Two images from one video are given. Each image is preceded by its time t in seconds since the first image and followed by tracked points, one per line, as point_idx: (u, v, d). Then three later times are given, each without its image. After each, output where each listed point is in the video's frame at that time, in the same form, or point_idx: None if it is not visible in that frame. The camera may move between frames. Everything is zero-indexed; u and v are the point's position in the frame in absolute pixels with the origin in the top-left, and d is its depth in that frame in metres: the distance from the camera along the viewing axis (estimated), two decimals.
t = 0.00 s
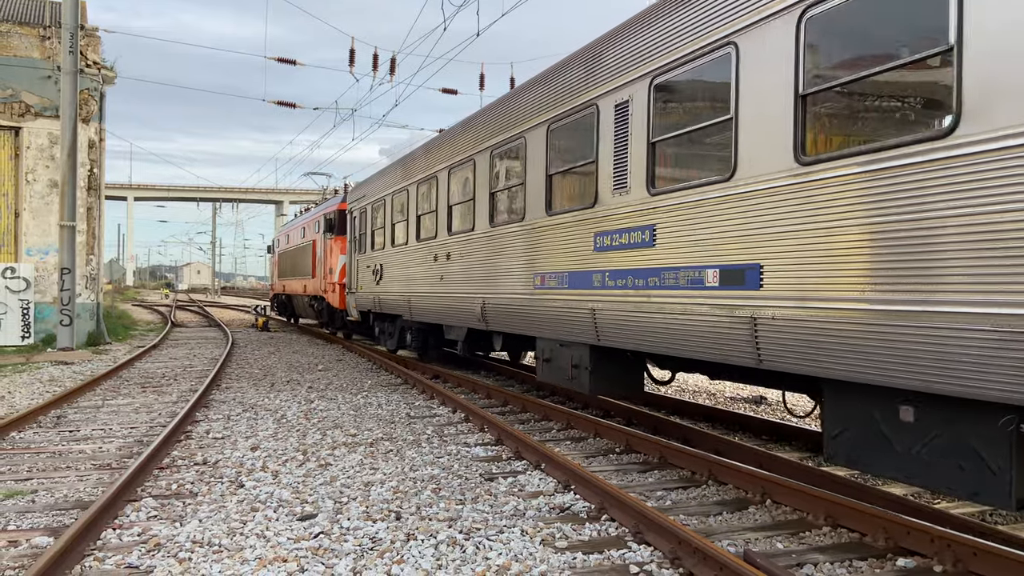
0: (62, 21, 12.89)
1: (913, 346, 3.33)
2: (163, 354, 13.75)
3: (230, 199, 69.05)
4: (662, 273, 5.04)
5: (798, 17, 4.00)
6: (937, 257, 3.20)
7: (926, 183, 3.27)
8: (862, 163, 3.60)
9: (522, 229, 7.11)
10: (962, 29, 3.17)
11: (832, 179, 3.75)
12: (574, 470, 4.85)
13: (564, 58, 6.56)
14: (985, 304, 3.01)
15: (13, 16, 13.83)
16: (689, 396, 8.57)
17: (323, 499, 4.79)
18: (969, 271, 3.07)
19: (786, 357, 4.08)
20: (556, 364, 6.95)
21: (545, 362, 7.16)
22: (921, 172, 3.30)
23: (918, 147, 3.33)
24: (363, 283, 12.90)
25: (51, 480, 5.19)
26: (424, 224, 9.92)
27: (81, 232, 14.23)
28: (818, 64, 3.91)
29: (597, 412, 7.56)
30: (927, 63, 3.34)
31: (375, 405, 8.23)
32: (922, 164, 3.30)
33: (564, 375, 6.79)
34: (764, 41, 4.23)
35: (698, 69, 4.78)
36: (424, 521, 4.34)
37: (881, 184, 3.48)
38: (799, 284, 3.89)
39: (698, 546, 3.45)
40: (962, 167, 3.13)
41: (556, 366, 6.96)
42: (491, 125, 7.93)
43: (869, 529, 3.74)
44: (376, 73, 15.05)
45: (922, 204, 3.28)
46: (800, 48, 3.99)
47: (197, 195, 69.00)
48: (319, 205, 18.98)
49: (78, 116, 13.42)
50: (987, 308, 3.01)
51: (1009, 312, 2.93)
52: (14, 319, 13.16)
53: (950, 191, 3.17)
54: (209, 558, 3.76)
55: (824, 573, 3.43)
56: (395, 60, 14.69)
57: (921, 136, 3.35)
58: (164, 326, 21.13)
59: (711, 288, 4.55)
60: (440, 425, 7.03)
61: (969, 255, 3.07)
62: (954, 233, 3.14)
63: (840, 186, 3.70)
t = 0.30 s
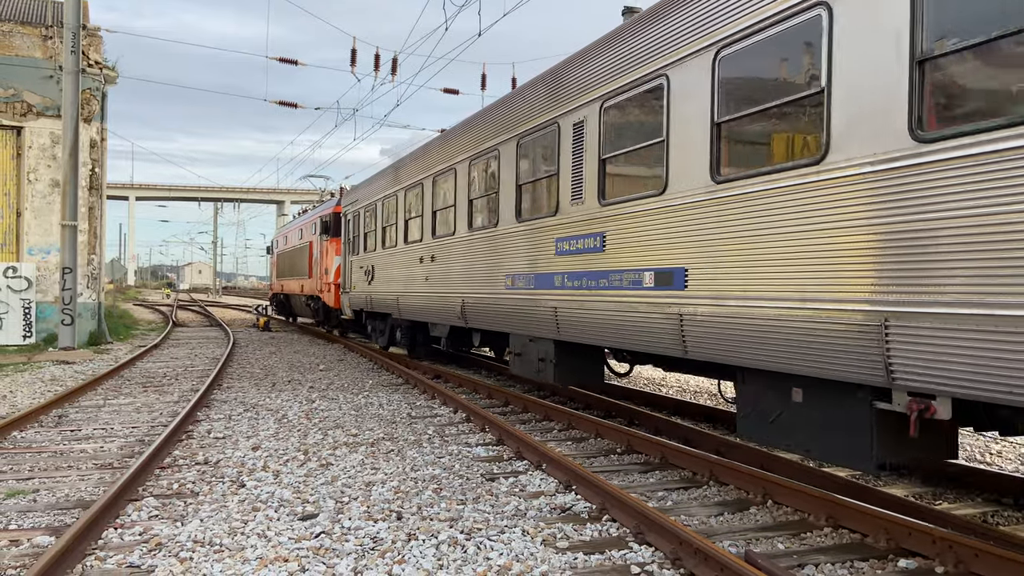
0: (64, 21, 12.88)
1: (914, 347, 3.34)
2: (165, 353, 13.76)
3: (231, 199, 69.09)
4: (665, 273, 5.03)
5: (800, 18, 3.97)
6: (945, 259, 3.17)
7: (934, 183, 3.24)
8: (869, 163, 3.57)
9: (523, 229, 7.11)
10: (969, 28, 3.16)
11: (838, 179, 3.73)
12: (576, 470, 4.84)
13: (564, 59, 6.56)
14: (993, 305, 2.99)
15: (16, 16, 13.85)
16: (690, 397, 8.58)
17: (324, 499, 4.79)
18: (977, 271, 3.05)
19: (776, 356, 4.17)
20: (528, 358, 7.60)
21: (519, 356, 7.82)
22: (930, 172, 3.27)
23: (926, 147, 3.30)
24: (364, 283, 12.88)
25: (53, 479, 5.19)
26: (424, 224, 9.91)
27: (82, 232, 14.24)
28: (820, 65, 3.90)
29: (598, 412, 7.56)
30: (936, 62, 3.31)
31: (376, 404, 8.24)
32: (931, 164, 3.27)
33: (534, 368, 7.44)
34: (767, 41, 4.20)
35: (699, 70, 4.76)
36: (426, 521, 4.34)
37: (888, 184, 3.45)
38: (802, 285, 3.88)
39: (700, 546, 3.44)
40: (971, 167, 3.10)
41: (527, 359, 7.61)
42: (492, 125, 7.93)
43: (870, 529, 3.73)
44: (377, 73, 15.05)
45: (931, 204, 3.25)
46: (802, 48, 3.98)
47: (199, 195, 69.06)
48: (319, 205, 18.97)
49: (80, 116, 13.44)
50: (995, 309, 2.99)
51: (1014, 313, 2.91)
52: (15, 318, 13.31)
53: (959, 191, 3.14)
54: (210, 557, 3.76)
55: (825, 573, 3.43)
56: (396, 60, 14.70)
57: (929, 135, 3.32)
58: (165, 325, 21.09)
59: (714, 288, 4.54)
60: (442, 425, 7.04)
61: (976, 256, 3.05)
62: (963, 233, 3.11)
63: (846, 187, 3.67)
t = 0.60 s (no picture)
0: (65, 20, 12.88)
1: (912, 347, 3.34)
2: (166, 353, 13.76)
3: (232, 198, 69.14)
4: (665, 274, 5.00)
5: (802, 17, 3.97)
6: (951, 260, 3.16)
7: (942, 183, 3.21)
8: (877, 163, 3.53)
9: (523, 229, 7.11)
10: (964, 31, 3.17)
11: (842, 179, 3.70)
12: (576, 470, 4.84)
13: (564, 59, 6.57)
14: (998, 305, 2.98)
15: (17, 16, 13.88)
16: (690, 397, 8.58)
17: (325, 498, 4.79)
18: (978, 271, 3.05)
19: (773, 357, 4.16)
20: (502, 352, 8.14)
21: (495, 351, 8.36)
22: (936, 172, 3.25)
23: (934, 146, 3.26)
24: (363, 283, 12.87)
25: (53, 479, 5.20)
26: (423, 224, 9.91)
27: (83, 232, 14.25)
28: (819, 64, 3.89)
29: (598, 412, 7.56)
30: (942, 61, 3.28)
31: (376, 404, 8.24)
32: (938, 164, 3.25)
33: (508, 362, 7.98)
34: (770, 40, 4.18)
35: (700, 70, 4.75)
36: (426, 521, 4.35)
37: (894, 184, 3.43)
38: (803, 286, 3.87)
39: (700, 546, 3.44)
40: (980, 166, 3.08)
41: (502, 354, 8.15)
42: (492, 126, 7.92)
43: (871, 529, 3.74)
44: (377, 73, 15.05)
45: (938, 204, 3.23)
46: (806, 47, 3.95)
47: (199, 195, 69.10)
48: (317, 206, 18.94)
49: (81, 115, 13.45)
50: (997, 310, 2.99)
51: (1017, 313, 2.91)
52: (15, 317, 13.39)
53: (967, 191, 3.12)
54: (211, 557, 3.76)
55: (825, 573, 3.43)
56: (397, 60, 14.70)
57: (936, 135, 3.28)
58: (166, 325, 21.11)
59: (715, 289, 4.52)
60: (442, 425, 7.04)
61: (979, 257, 3.05)
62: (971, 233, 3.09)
63: (850, 186, 3.65)
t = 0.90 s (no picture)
0: (66, 20, 12.87)
1: (911, 347, 3.33)
2: (166, 352, 13.77)
3: (232, 198, 69.16)
4: (666, 275, 4.98)
5: (804, 17, 3.93)
6: (956, 260, 3.11)
7: (951, 182, 3.15)
8: (882, 163, 3.47)
9: (523, 229, 7.10)
10: (968, 32, 3.13)
11: (847, 179, 3.65)
12: (576, 470, 4.84)
13: (565, 59, 6.54)
14: (1002, 307, 2.94)
15: (18, 15, 13.89)
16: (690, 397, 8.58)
17: (325, 498, 4.79)
18: (980, 272, 3.02)
19: (767, 357, 4.16)
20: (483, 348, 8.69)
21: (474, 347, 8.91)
22: (944, 172, 3.18)
23: (941, 146, 3.21)
24: (362, 283, 12.85)
25: (54, 478, 5.20)
26: (423, 224, 9.89)
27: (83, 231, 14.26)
28: (822, 64, 3.86)
29: (598, 412, 7.55)
30: (947, 61, 3.23)
31: (376, 404, 8.24)
32: (945, 164, 3.19)
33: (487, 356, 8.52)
34: (772, 41, 4.14)
35: (701, 70, 4.71)
36: (426, 520, 4.35)
37: (898, 184, 3.38)
38: (802, 288, 3.85)
39: (701, 546, 3.44)
40: (987, 166, 3.02)
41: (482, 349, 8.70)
42: (492, 126, 7.90)
43: (871, 529, 3.74)
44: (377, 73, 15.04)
45: (944, 204, 3.17)
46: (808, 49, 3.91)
47: (200, 194, 69.12)
48: (316, 206, 18.92)
49: (81, 115, 13.46)
50: (999, 312, 2.96)
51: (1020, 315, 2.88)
52: (15, 317, 13.39)
53: (976, 191, 3.05)
54: (211, 556, 3.77)
55: (825, 573, 3.43)
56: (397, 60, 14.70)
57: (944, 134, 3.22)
58: (166, 325, 21.21)
59: (715, 290, 4.50)
60: (442, 424, 7.05)
61: (982, 259, 3.01)
62: (979, 233, 3.03)
63: (854, 186, 3.60)
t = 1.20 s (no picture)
0: (66, 19, 12.87)
1: (911, 347, 3.32)
2: (166, 352, 13.77)
3: (232, 197, 69.14)
4: (667, 274, 4.97)
5: (804, 17, 3.93)
6: (962, 260, 3.08)
7: (956, 182, 3.13)
8: (888, 162, 3.43)
9: (523, 229, 7.10)
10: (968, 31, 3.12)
11: (850, 178, 3.62)
12: (576, 470, 4.84)
13: (565, 59, 6.54)
14: (1006, 308, 2.91)
15: (18, 14, 13.89)
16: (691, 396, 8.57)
17: (325, 497, 4.80)
18: (982, 273, 3.01)
19: (764, 356, 4.18)
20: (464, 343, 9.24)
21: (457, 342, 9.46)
22: (948, 172, 3.16)
23: (946, 146, 3.18)
24: (361, 283, 12.84)
25: (53, 477, 5.20)
26: (422, 223, 9.89)
27: (83, 230, 14.26)
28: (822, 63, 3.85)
29: (598, 412, 7.56)
30: (953, 60, 3.19)
31: (376, 403, 8.24)
32: (951, 164, 3.16)
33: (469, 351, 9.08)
34: (772, 40, 4.13)
35: (701, 70, 4.71)
36: (426, 520, 4.35)
37: (902, 184, 3.36)
38: (802, 288, 3.84)
39: (700, 545, 3.45)
40: (995, 166, 2.98)
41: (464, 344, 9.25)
42: (492, 126, 7.90)
43: (870, 529, 3.74)
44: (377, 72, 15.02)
45: (951, 204, 3.14)
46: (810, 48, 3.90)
47: (199, 194, 69.09)
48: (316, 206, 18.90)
49: (81, 114, 13.46)
50: (1002, 313, 2.94)
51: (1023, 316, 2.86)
52: (14, 316, 13.40)
53: (984, 191, 3.02)
54: (211, 556, 3.77)
55: (825, 572, 3.43)
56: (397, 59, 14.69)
57: (949, 134, 3.20)
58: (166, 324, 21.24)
59: (715, 290, 4.49)
60: (442, 424, 7.05)
61: (986, 260, 2.99)
62: (986, 233, 3.00)
63: (856, 186, 3.59)
